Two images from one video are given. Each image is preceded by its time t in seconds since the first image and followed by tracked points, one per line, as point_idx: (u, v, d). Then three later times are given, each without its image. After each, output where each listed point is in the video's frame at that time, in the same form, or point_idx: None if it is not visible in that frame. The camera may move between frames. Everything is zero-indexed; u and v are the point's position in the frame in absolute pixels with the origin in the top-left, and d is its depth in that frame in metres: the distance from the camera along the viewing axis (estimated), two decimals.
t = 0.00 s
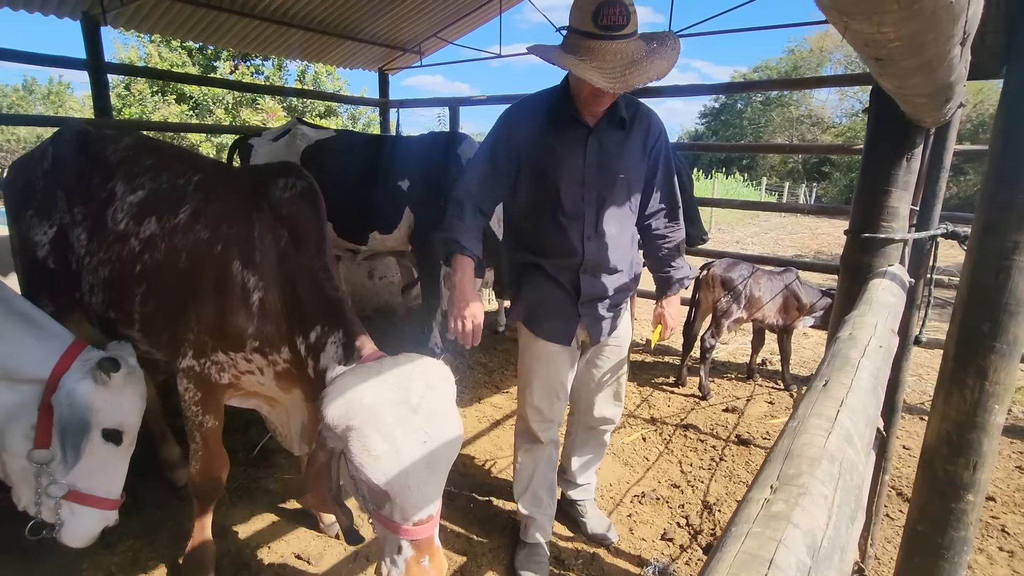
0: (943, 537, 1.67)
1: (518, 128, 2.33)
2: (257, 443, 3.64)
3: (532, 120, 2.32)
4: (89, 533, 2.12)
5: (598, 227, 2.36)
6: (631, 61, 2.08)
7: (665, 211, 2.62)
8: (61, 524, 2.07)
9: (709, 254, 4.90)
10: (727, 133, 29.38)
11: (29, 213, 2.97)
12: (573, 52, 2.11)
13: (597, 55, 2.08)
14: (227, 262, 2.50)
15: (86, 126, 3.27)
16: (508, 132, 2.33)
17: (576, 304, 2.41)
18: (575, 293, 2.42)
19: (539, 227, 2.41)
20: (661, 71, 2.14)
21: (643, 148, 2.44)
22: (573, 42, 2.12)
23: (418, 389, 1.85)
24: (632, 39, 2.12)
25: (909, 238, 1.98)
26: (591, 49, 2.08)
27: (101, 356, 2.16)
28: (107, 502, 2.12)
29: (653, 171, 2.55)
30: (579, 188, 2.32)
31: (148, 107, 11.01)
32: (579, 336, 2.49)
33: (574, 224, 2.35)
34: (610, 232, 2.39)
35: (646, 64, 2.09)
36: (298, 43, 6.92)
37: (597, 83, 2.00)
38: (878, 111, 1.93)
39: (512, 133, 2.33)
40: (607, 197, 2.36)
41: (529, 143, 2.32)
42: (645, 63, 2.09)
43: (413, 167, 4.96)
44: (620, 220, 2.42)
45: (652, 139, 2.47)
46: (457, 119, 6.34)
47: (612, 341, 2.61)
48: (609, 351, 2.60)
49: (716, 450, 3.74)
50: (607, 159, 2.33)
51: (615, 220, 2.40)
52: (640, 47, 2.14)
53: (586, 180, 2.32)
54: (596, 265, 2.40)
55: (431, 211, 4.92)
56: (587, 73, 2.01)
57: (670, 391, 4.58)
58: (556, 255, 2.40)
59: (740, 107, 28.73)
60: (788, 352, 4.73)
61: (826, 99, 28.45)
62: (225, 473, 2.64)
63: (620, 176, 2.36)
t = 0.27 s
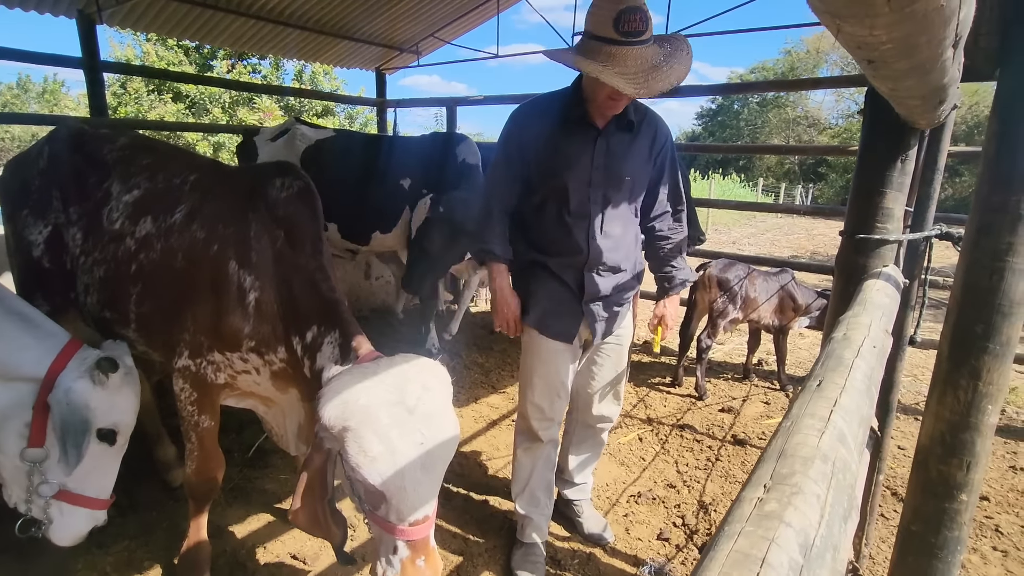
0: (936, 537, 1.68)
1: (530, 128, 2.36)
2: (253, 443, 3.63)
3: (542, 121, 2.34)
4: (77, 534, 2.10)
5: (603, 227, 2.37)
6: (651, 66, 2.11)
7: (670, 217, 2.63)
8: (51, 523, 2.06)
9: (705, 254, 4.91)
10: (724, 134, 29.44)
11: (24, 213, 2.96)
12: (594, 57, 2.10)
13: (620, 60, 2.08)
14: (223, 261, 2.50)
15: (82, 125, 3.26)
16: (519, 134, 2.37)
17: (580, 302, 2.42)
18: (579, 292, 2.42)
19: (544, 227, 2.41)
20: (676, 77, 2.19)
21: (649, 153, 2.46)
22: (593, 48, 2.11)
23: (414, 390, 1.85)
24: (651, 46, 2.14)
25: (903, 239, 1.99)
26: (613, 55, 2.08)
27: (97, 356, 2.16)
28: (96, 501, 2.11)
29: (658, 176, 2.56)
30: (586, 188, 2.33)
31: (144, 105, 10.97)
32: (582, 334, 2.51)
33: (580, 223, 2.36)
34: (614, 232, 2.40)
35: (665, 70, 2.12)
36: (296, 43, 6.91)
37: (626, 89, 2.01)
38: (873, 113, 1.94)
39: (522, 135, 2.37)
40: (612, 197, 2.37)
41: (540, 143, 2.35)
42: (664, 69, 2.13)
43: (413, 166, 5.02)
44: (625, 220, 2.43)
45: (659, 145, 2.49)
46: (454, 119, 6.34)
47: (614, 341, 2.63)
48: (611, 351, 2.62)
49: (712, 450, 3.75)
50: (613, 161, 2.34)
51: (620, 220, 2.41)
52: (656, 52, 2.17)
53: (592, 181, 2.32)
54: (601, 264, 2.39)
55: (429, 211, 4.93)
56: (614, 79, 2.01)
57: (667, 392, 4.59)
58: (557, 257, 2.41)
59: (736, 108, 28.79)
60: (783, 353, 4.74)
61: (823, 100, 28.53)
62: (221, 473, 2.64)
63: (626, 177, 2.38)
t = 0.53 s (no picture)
0: (931, 535, 1.69)
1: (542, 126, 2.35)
2: (249, 443, 3.63)
3: (554, 121, 2.34)
4: (76, 532, 2.11)
5: (607, 227, 2.38)
6: (664, 68, 2.12)
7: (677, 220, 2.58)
8: (48, 523, 2.06)
9: (702, 254, 4.92)
10: (720, 135, 29.49)
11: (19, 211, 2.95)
12: (608, 60, 2.10)
13: (635, 62, 2.09)
14: (219, 260, 2.49)
15: (77, 123, 3.25)
16: (530, 134, 2.37)
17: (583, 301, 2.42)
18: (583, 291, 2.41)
19: (548, 226, 2.43)
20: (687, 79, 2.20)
21: (654, 157, 2.47)
22: (606, 51, 2.11)
23: (412, 388, 1.85)
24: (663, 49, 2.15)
25: (898, 239, 2.00)
26: (626, 57, 2.08)
27: (91, 355, 2.16)
28: (93, 500, 2.11)
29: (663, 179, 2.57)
30: (592, 187, 2.33)
31: (139, 103, 10.93)
32: (584, 332, 2.50)
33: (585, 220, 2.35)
34: (618, 232, 2.41)
35: (677, 72, 2.14)
36: (292, 41, 6.90)
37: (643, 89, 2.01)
38: (869, 114, 1.95)
39: (533, 135, 2.36)
40: (616, 198, 2.38)
41: (551, 142, 2.33)
42: (677, 71, 2.14)
43: (410, 165, 5.04)
44: (629, 221, 2.44)
45: (665, 149, 2.50)
46: (451, 119, 6.34)
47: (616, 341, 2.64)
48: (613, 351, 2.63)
49: (708, 449, 3.76)
50: (618, 163, 2.35)
51: (622, 221, 2.42)
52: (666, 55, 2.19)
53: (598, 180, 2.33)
54: (603, 263, 2.39)
55: (426, 210, 4.93)
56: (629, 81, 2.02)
57: (663, 391, 4.60)
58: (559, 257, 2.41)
59: (732, 109, 28.86)
60: (779, 353, 4.76)
61: (819, 101, 28.62)
62: (216, 473, 2.64)
63: (631, 179, 2.39)
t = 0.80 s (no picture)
0: (926, 534, 1.70)
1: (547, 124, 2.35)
2: (246, 442, 3.62)
3: (558, 120, 2.34)
4: (77, 529, 2.11)
5: (606, 228, 2.38)
6: (670, 73, 2.11)
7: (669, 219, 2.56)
8: (48, 521, 2.05)
9: (698, 254, 4.93)
10: (717, 135, 29.53)
11: (14, 209, 2.93)
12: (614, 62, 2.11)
13: (641, 65, 2.08)
14: (216, 258, 2.49)
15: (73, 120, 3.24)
16: (535, 132, 2.36)
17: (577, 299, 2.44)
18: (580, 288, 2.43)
19: (550, 226, 2.43)
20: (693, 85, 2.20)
21: (656, 159, 2.46)
22: (613, 53, 2.12)
23: (409, 386, 1.85)
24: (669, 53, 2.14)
25: (895, 239, 2.01)
26: (633, 60, 2.08)
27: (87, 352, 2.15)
28: (93, 496, 2.11)
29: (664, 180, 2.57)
30: (593, 187, 2.33)
31: (136, 101, 10.89)
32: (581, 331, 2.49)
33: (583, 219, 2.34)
34: (617, 232, 2.42)
35: (683, 78, 2.13)
36: (289, 39, 6.89)
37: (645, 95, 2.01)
38: (866, 114, 1.95)
39: (539, 133, 2.36)
40: (617, 199, 2.38)
41: (555, 140, 2.33)
42: (683, 76, 2.14)
43: (407, 165, 5.00)
44: (628, 222, 2.45)
45: (668, 152, 2.50)
46: (449, 117, 6.34)
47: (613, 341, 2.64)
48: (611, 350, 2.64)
49: (704, 448, 3.77)
50: (621, 164, 2.35)
51: (622, 222, 2.42)
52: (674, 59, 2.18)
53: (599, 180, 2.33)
54: (602, 263, 2.41)
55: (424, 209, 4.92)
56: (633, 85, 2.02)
57: (660, 391, 4.61)
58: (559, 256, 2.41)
59: (730, 109, 28.90)
60: (776, 352, 4.77)
61: (816, 102, 28.67)
62: (213, 472, 2.63)
63: (632, 181, 2.39)
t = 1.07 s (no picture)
0: (922, 533, 1.70)
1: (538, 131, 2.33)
2: (243, 440, 3.62)
3: (552, 123, 2.32)
4: (73, 527, 2.11)
5: (599, 235, 2.38)
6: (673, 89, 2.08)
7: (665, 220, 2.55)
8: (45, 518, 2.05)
9: (695, 253, 4.93)
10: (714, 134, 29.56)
11: (10, 206, 2.92)
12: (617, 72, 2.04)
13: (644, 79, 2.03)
14: (213, 256, 2.48)
15: (70, 117, 3.23)
16: (526, 134, 2.34)
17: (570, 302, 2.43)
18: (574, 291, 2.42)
19: (545, 229, 2.42)
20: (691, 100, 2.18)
21: (653, 163, 2.44)
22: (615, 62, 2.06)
23: (406, 385, 1.85)
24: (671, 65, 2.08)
25: (892, 239, 2.01)
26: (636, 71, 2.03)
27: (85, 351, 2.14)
28: (89, 494, 2.11)
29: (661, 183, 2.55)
30: (585, 193, 2.33)
31: (132, 98, 10.85)
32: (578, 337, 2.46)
33: (575, 227, 2.34)
34: (611, 239, 2.41)
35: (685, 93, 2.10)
36: (286, 37, 6.87)
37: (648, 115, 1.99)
38: (864, 113, 1.95)
39: (532, 135, 2.33)
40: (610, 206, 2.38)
41: (547, 145, 2.32)
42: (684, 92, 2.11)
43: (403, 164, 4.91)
44: (622, 227, 2.45)
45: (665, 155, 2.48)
46: (447, 116, 6.33)
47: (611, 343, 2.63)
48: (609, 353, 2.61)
49: (701, 447, 3.77)
50: (616, 169, 2.34)
51: (616, 228, 2.42)
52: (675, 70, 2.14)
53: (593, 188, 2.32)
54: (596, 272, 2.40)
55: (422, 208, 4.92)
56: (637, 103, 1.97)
57: (657, 390, 4.61)
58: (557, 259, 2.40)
59: (727, 108, 28.93)
60: (772, 351, 4.78)
61: (813, 102, 28.71)
62: (210, 470, 2.63)
63: (627, 186, 2.38)
